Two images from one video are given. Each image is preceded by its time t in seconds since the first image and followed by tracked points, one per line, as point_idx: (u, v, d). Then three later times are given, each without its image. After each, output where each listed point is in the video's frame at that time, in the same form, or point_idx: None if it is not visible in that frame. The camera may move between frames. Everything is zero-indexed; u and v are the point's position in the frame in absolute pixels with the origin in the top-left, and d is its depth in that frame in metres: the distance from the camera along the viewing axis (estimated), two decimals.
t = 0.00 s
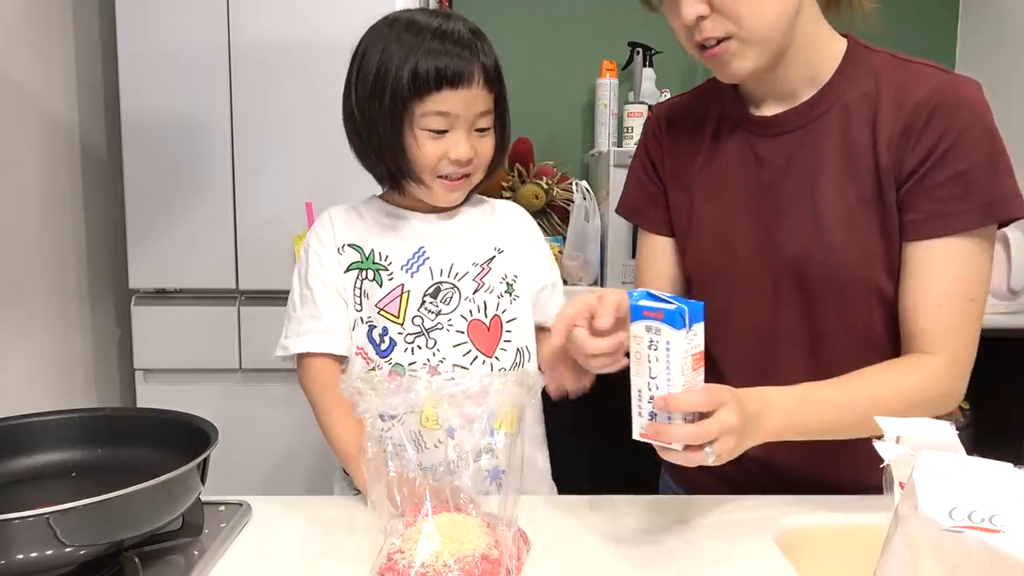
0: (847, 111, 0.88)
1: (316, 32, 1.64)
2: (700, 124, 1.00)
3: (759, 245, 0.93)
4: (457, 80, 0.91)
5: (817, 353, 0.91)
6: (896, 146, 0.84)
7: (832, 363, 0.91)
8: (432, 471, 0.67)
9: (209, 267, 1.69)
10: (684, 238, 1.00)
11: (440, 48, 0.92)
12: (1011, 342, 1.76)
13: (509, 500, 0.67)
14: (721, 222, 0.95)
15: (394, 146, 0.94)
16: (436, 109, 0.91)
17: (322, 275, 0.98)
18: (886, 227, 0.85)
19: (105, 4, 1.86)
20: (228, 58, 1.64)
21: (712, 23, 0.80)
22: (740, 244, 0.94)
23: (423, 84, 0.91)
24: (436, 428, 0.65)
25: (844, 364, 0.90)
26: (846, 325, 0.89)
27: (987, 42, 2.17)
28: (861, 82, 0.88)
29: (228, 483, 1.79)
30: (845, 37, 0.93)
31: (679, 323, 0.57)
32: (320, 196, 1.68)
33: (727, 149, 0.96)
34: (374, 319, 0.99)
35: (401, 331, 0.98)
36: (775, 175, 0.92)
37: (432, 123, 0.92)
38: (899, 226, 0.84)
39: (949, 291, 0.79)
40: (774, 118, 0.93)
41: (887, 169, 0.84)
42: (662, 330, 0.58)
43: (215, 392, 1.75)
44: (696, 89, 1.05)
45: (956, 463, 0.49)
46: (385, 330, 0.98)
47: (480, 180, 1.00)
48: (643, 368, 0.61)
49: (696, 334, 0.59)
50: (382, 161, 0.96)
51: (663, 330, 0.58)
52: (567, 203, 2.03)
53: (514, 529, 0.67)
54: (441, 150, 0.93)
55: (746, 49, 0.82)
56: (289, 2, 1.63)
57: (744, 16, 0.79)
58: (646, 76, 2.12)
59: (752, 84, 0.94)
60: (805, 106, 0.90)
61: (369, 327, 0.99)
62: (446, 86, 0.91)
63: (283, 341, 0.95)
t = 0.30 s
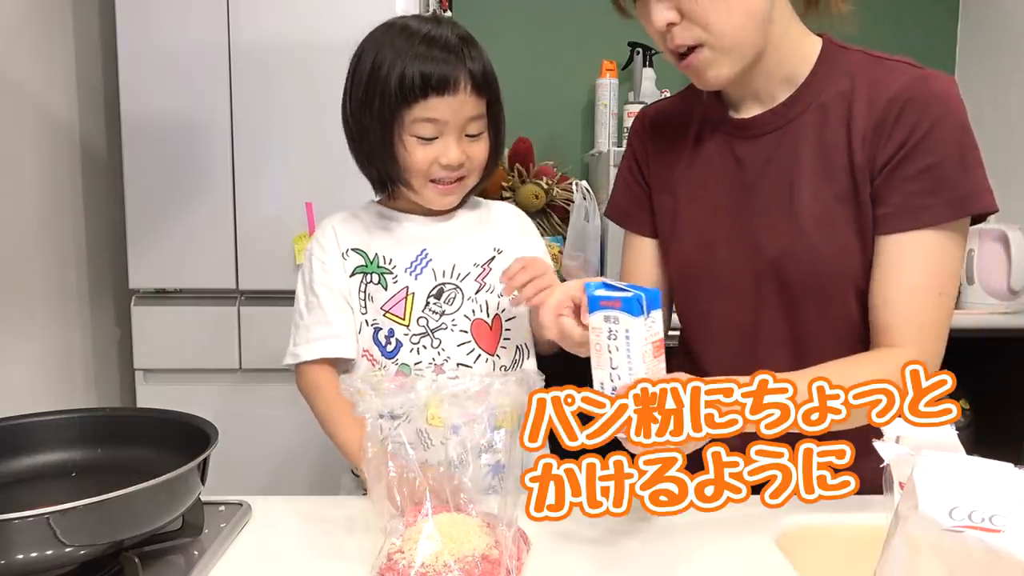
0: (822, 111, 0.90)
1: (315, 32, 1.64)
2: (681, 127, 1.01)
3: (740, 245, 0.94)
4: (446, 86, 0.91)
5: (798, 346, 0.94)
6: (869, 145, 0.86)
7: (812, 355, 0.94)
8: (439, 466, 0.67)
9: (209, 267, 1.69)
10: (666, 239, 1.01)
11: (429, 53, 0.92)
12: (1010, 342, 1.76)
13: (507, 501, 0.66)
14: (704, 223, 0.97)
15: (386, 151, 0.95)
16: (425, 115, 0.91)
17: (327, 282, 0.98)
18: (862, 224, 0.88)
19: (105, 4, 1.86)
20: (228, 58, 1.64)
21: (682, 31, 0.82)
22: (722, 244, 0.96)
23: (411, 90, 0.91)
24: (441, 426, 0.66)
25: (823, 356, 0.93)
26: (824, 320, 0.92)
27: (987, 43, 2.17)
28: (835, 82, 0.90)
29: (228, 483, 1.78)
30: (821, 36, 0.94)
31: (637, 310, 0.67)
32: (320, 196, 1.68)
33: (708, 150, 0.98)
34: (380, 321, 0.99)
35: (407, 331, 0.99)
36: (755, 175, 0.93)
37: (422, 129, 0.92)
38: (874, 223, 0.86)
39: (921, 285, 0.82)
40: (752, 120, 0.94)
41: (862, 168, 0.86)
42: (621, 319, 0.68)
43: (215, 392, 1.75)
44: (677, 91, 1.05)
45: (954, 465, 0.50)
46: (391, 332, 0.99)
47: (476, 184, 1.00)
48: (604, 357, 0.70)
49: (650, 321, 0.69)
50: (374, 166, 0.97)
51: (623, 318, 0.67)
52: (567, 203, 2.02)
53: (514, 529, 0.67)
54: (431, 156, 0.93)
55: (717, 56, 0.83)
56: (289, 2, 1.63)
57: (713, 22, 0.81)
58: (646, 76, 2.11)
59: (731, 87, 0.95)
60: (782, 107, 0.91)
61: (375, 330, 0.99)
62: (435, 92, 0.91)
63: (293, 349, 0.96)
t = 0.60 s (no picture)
0: (813, 111, 0.90)
1: (315, 33, 1.64)
2: (676, 126, 1.01)
3: (728, 244, 0.94)
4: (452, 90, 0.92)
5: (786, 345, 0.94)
6: (857, 145, 0.86)
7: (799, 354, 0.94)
8: (442, 465, 0.67)
9: (209, 267, 1.69)
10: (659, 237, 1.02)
11: (437, 56, 0.93)
12: (1010, 342, 1.76)
13: (506, 502, 0.67)
14: (694, 222, 0.97)
15: (399, 153, 0.96)
16: (432, 120, 0.92)
17: (354, 282, 0.99)
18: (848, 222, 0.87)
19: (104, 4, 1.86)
20: (228, 58, 1.64)
21: (674, 29, 0.82)
22: (710, 243, 0.96)
23: (417, 95, 0.92)
24: (466, 423, 0.66)
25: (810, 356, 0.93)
26: (813, 319, 0.92)
27: (986, 43, 2.18)
28: (828, 82, 0.89)
29: (228, 483, 1.78)
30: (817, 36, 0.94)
31: (608, 285, 0.69)
32: (320, 196, 1.68)
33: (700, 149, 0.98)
34: (404, 320, 1.00)
35: (431, 330, 0.99)
36: (745, 175, 0.94)
37: (428, 133, 0.93)
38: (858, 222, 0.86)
39: (894, 283, 0.81)
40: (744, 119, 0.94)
41: (850, 168, 0.86)
42: (592, 295, 0.69)
43: (215, 392, 1.75)
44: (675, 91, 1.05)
45: (955, 463, 0.50)
46: (415, 331, 0.99)
47: (489, 187, 1.00)
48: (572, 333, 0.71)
49: (619, 299, 0.71)
50: (389, 166, 0.99)
51: (594, 294, 0.69)
52: (567, 203, 2.02)
53: (514, 529, 0.67)
54: (438, 159, 0.93)
55: (710, 53, 0.83)
56: (288, 2, 1.63)
57: (706, 21, 0.81)
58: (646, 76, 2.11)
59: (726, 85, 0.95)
60: (774, 106, 0.91)
61: (400, 328, 1.00)
62: (440, 96, 0.92)
63: (322, 349, 0.97)
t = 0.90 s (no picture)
0: (809, 111, 0.89)
1: (314, 33, 1.64)
2: (676, 123, 1.02)
3: (721, 243, 0.95)
4: (460, 90, 0.92)
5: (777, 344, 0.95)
6: (851, 147, 0.86)
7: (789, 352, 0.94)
8: (441, 465, 0.67)
9: (209, 267, 1.69)
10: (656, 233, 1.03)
11: (445, 57, 0.93)
12: (1010, 342, 1.76)
13: (506, 502, 0.67)
14: (689, 221, 0.98)
15: (408, 153, 0.97)
16: (439, 120, 0.92)
17: (362, 283, 0.99)
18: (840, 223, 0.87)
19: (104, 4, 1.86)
20: (227, 58, 1.64)
21: (681, 29, 0.82)
22: (703, 242, 0.96)
23: (424, 95, 0.93)
24: (465, 428, 0.66)
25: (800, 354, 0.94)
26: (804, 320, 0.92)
27: (985, 43, 2.18)
28: (826, 83, 0.89)
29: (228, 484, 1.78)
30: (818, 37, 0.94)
31: (606, 288, 0.69)
32: (320, 196, 1.68)
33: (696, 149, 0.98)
34: (407, 322, 1.01)
35: (433, 334, 1.00)
36: (740, 175, 0.94)
37: (436, 133, 0.93)
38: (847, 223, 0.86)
39: (877, 284, 0.82)
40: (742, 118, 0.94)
41: (843, 169, 0.86)
42: (590, 298, 0.69)
43: (215, 392, 1.75)
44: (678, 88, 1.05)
45: (955, 463, 0.50)
46: (416, 333, 1.00)
47: (497, 187, 1.00)
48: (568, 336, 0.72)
49: (614, 301, 0.71)
50: (399, 167, 0.99)
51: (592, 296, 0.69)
52: (567, 203, 2.02)
53: (514, 529, 0.66)
54: (447, 160, 0.93)
55: (716, 53, 0.83)
56: (288, 2, 1.63)
57: (714, 22, 0.81)
58: (646, 76, 2.12)
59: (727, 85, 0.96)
60: (771, 106, 0.91)
61: (402, 330, 1.01)
62: (448, 96, 0.92)
63: (328, 346, 0.99)
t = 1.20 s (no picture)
0: (808, 110, 0.89)
1: (314, 33, 1.64)
2: (678, 122, 1.02)
3: (717, 241, 0.95)
4: (455, 83, 0.93)
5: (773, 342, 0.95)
6: (848, 146, 0.86)
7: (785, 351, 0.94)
8: (440, 465, 0.67)
9: (209, 267, 1.69)
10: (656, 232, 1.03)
11: (440, 53, 0.94)
12: (1010, 342, 1.76)
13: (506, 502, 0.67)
14: (688, 219, 0.98)
15: (406, 149, 0.97)
16: (435, 113, 0.93)
17: (373, 278, 1.00)
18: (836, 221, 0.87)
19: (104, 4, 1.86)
20: (227, 58, 1.64)
21: (690, 17, 0.81)
22: (699, 240, 0.96)
23: (421, 91, 0.93)
24: (459, 430, 0.66)
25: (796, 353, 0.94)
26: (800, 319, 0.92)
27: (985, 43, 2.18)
28: (825, 83, 0.89)
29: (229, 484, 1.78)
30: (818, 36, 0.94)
31: (607, 286, 0.71)
32: (320, 196, 1.68)
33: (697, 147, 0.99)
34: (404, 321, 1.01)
35: (429, 335, 1.00)
36: (737, 174, 0.94)
37: (433, 126, 0.93)
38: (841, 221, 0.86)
39: (865, 282, 0.82)
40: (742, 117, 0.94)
41: (840, 168, 0.86)
42: (594, 295, 0.70)
43: (215, 392, 1.75)
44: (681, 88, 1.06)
45: (955, 463, 0.49)
46: (412, 333, 1.00)
47: (496, 181, 0.99)
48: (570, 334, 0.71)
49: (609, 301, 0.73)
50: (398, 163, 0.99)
51: (596, 294, 0.70)
52: (567, 203, 2.02)
53: (514, 529, 0.66)
54: (445, 152, 0.93)
55: (724, 46, 0.83)
56: (288, 3, 1.63)
57: (723, 13, 0.81)
58: (646, 76, 2.12)
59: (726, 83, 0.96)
60: (770, 105, 0.91)
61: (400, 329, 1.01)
62: (443, 89, 0.93)
63: (351, 346, 0.98)
